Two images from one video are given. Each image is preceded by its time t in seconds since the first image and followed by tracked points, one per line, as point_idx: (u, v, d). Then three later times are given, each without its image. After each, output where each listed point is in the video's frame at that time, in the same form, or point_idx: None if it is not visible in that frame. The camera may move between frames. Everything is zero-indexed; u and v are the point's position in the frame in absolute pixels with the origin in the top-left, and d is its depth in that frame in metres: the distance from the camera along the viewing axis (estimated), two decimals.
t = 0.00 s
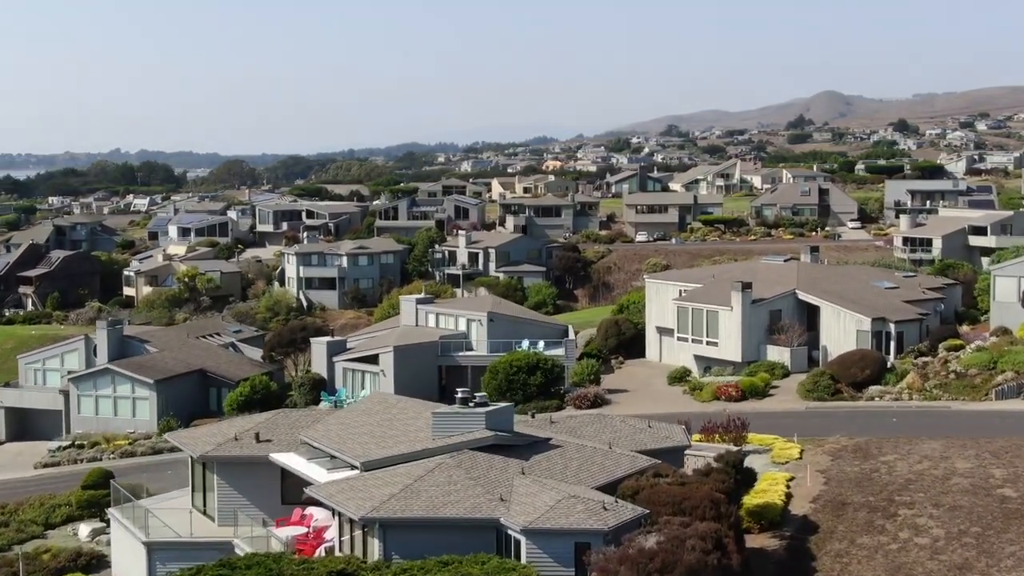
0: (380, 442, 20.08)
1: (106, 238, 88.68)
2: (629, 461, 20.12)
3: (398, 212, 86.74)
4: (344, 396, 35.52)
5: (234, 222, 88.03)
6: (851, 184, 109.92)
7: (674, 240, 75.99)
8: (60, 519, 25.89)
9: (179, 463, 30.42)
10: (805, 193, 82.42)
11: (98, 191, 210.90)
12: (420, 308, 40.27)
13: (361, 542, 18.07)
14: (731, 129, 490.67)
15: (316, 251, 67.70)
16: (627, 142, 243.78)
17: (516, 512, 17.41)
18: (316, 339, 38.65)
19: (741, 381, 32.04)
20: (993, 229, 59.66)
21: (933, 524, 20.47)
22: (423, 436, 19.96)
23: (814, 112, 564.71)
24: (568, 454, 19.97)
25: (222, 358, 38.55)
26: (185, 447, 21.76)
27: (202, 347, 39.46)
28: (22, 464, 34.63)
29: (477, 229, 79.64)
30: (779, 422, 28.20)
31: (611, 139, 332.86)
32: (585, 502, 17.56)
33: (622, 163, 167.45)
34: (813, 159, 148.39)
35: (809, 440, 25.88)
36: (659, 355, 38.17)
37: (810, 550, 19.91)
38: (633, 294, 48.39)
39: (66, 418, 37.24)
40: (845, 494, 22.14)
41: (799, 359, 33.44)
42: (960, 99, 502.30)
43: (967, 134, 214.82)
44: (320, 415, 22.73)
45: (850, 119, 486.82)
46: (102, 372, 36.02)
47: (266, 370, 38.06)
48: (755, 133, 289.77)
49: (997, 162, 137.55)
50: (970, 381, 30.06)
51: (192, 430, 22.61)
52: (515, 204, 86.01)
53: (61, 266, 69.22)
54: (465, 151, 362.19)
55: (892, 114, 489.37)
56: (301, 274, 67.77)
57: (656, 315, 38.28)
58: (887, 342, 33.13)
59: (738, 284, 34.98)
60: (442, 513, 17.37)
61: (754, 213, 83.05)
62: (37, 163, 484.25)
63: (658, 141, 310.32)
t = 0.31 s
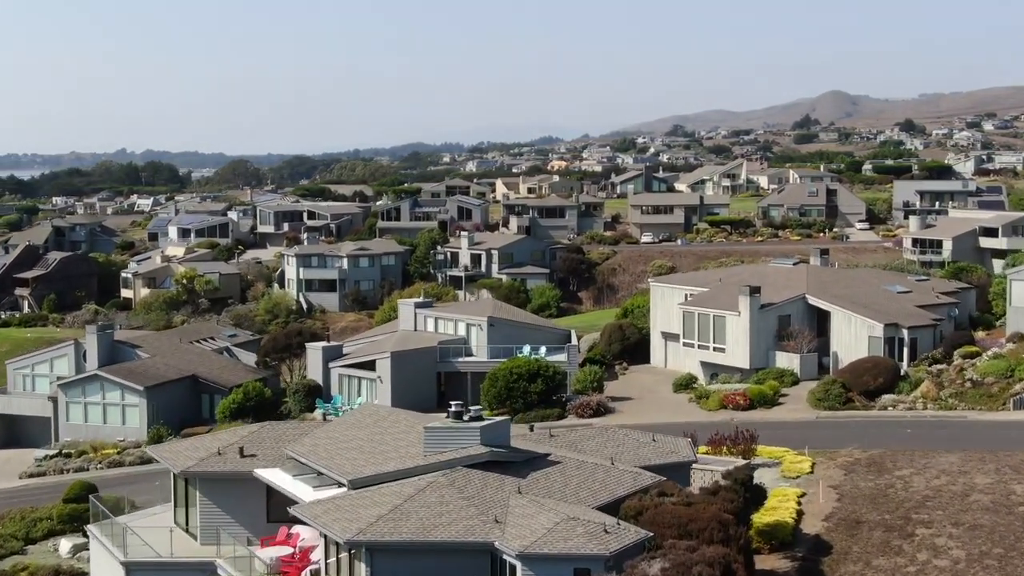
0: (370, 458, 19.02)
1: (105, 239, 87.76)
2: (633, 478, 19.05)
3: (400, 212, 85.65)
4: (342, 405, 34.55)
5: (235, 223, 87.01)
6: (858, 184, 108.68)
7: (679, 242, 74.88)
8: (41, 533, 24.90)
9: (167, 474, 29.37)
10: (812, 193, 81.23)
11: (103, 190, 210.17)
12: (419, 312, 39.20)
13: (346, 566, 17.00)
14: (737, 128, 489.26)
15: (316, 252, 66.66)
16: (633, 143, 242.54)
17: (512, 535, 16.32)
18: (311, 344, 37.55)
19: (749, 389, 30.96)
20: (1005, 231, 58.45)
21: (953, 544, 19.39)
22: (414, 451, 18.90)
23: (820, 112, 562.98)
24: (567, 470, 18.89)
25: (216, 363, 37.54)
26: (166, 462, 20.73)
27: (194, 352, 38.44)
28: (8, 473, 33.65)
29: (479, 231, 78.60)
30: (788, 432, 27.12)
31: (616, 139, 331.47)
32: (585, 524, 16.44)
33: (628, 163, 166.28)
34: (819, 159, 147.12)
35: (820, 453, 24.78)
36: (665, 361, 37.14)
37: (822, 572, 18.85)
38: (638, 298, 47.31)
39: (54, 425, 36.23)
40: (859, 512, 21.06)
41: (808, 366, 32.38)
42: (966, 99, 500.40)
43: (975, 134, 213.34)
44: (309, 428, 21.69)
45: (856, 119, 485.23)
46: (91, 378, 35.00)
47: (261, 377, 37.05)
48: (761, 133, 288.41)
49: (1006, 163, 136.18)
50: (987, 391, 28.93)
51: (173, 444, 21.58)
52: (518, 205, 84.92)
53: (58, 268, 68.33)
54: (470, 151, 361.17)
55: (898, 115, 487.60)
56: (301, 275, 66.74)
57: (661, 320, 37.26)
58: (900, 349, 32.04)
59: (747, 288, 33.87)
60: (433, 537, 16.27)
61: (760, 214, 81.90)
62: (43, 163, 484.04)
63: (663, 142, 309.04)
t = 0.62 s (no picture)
0: (356, 478, 17.86)
1: (105, 240, 86.73)
2: (636, 500, 17.88)
3: (403, 213, 84.46)
4: (338, 415, 33.49)
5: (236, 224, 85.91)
6: (867, 185, 107.27)
7: (685, 243, 73.66)
8: (18, 552, 23.76)
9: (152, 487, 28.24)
10: (821, 193, 79.97)
11: (107, 191, 209.31)
12: (417, 318, 38.05)
13: None
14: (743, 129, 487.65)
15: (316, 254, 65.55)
16: (639, 143, 241.22)
17: (505, 564, 15.09)
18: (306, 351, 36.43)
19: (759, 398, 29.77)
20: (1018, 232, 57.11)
21: (978, 570, 18.17)
22: (404, 471, 17.78)
23: (827, 112, 560.85)
24: (566, 491, 17.72)
25: (208, 370, 36.42)
26: (143, 480, 19.58)
27: (186, 358, 37.32)
28: None
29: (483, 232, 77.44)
30: (800, 445, 25.91)
31: (622, 140, 330.15)
32: (585, 553, 15.12)
33: (634, 163, 164.99)
34: (827, 159, 145.74)
35: (833, 469, 23.58)
36: (671, 368, 35.98)
37: None
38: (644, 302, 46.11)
39: (41, 434, 35.15)
40: (877, 534, 19.85)
41: (820, 374, 31.19)
42: (973, 99, 498.25)
43: (983, 134, 211.71)
44: (295, 444, 20.53)
45: (863, 120, 483.36)
46: (79, 386, 33.89)
47: (254, 384, 35.93)
48: (768, 133, 286.91)
49: (1016, 163, 134.67)
50: (1006, 401, 27.70)
51: (152, 461, 20.44)
52: (523, 206, 83.72)
53: (55, 270, 67.36)
54: (476, 151, 360.21)
55: (905, 115, 485.57)
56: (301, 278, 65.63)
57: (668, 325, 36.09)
58: (915, 357, 30.83)
59: (756, 293, 32.67)
60: (421, 566, 15.05)
61: (768, 215, 80.62)
62: (49, 163, 483.96)
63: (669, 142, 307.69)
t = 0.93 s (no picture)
0: (343, 498, 16.82)
1: (105, 241, 85.83)
2: (640, 522, 16.81)
3: (406, 213, 83.39)
4: (333, 423, 32.48)
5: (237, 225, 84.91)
6: (876, 185, 105.99)
7: (692, 244, 72.51)
8: None
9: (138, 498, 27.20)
10: (829, 194, 78.81)
11: (112, 191, 208.55)
12: (416, 322, 36.99)
13: None
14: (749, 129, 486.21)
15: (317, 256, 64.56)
16: (645, 143, 240.06)
17: None
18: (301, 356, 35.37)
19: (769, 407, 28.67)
20: None
21: None
22: (393, 491, 16.72)
23: (834, 112, 559.05)
24: (565, 512, 16.64)
25: (200, 376, 35.43)
26: (121, 497, 18.58)
27: (178, 363, 36.30)
28: None
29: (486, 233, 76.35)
30: (812, 458, 24.81)
31: (627, 140, 328.97)
32: None
33: (640, 163, 163.81)
34: (834, 159, 144.48)
35: (847, 485, 22.49)
36: (677, 374, 34.93)
37: None
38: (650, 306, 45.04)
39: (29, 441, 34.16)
40: (895, 556, 18.76)
41: (832, 381, 30.12)
42: (980, 99, 496.30)
43: (990, 134, 210.27)
44: (281, 460, 19.49)
45: (869, 120, 481.66)
46: (67, 393, 32.90)
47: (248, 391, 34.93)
48: (775, 133, 285.49)
49: None
50: None
51: (131, 478, 19.42)
52: (527, 206, 82.63)
53: (51, 271, 66.51)
54: (482, 151, 359.14)
55: (912, 115, 483.76)
56: (301, 279, 64.68)
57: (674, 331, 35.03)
58: (930, 364, 29.77)
59: (765, 298, 31.58)
60: None
61: (776, 215, 79.45)
62: (55, 163, 483.99)
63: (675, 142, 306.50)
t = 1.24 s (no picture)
0: (327, 521, 15.77)
1: (105, 242, 84.93)
2: (644, 546, 15.74)
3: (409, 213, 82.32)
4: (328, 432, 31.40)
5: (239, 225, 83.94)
6: (884, 185, 104.74)
7: (698, 246, 71.38)
8: None
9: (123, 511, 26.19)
10: (837, 194, 77.66)
11: (117, 191, 207.90)
12: (414, 327, 35.92)
13: None
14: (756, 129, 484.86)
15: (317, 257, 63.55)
16: (652, 143, 238.94)
17: None
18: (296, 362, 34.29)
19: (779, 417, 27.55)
20: None
21: None
22: (381, 515, 15.67)
23: (840, 112, 557.33)
24: (564, 536, 15.60)
25: (192, 383, 34.41)
26: (95, 516, 17.56)
27: (170, 369, 35.29)
28: None
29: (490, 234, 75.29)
30: (824, 472, 23.73)
31: (633, 140, 327.89)
32: None
33: (646, 163, 162.68)
34: (841, 159, 143.25)
35: (862, 501, 21.41)
36: (684, 381, 33.86)
37: None
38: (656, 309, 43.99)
39: (16, 450, 33.18)
40: None
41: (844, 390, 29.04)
42: (987, 99, 494.38)
43: (998, 134, 208.91)
44: (266, 478, 18.45)
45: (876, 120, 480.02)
46: (54, 400, 31.90)
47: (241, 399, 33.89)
48: (782, 134, 284.22)
49: None
50: None
51: (107, 496, 18.39)
52: (531, 206, 81.59)
53: (48, 272, 65.59)
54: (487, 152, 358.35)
55: (919, 115, 482.01)
56: (301, 282, 63.72)
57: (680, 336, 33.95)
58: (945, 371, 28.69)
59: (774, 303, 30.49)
60: None
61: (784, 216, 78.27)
62: (61, 163, 483.89)
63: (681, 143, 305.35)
